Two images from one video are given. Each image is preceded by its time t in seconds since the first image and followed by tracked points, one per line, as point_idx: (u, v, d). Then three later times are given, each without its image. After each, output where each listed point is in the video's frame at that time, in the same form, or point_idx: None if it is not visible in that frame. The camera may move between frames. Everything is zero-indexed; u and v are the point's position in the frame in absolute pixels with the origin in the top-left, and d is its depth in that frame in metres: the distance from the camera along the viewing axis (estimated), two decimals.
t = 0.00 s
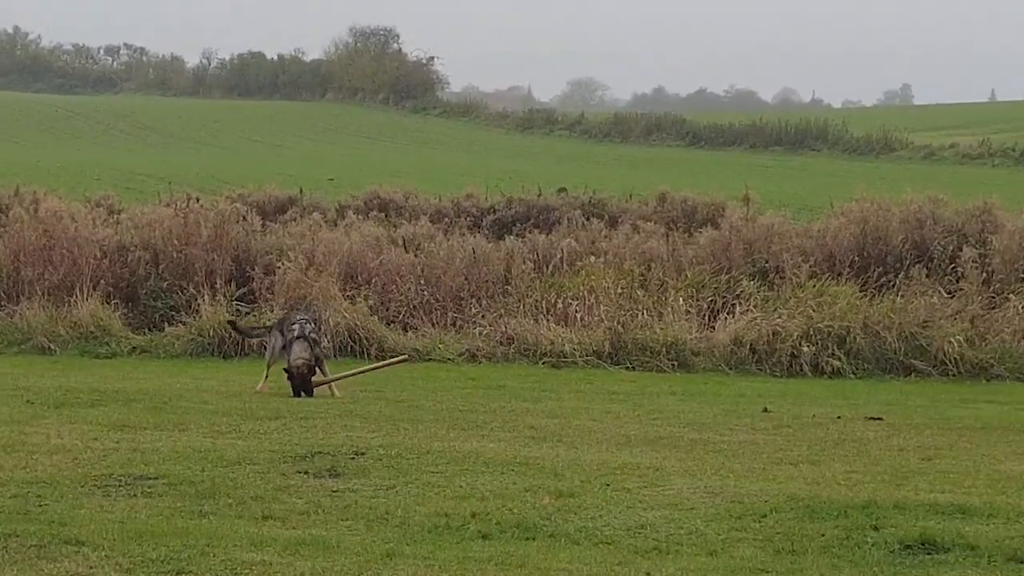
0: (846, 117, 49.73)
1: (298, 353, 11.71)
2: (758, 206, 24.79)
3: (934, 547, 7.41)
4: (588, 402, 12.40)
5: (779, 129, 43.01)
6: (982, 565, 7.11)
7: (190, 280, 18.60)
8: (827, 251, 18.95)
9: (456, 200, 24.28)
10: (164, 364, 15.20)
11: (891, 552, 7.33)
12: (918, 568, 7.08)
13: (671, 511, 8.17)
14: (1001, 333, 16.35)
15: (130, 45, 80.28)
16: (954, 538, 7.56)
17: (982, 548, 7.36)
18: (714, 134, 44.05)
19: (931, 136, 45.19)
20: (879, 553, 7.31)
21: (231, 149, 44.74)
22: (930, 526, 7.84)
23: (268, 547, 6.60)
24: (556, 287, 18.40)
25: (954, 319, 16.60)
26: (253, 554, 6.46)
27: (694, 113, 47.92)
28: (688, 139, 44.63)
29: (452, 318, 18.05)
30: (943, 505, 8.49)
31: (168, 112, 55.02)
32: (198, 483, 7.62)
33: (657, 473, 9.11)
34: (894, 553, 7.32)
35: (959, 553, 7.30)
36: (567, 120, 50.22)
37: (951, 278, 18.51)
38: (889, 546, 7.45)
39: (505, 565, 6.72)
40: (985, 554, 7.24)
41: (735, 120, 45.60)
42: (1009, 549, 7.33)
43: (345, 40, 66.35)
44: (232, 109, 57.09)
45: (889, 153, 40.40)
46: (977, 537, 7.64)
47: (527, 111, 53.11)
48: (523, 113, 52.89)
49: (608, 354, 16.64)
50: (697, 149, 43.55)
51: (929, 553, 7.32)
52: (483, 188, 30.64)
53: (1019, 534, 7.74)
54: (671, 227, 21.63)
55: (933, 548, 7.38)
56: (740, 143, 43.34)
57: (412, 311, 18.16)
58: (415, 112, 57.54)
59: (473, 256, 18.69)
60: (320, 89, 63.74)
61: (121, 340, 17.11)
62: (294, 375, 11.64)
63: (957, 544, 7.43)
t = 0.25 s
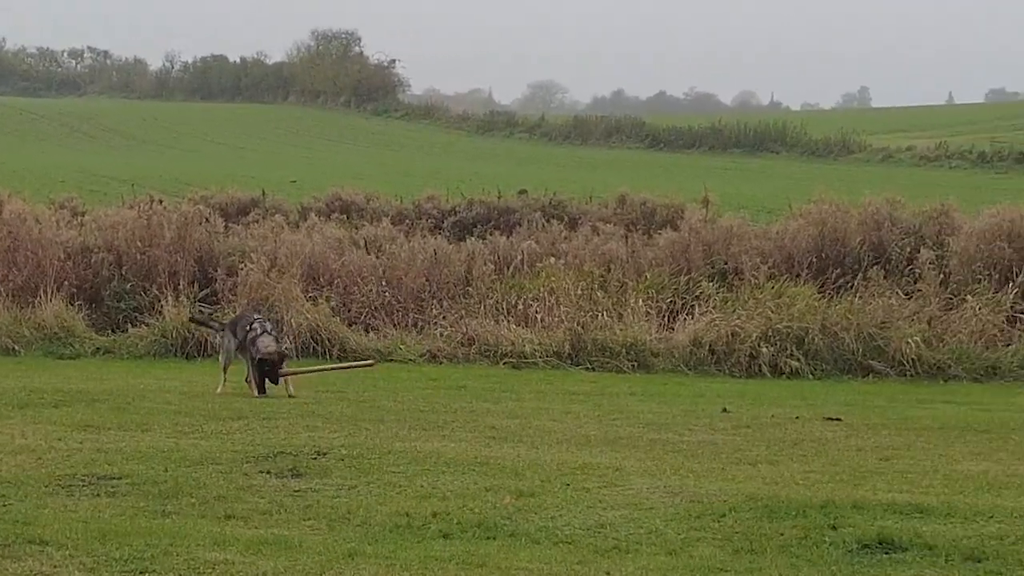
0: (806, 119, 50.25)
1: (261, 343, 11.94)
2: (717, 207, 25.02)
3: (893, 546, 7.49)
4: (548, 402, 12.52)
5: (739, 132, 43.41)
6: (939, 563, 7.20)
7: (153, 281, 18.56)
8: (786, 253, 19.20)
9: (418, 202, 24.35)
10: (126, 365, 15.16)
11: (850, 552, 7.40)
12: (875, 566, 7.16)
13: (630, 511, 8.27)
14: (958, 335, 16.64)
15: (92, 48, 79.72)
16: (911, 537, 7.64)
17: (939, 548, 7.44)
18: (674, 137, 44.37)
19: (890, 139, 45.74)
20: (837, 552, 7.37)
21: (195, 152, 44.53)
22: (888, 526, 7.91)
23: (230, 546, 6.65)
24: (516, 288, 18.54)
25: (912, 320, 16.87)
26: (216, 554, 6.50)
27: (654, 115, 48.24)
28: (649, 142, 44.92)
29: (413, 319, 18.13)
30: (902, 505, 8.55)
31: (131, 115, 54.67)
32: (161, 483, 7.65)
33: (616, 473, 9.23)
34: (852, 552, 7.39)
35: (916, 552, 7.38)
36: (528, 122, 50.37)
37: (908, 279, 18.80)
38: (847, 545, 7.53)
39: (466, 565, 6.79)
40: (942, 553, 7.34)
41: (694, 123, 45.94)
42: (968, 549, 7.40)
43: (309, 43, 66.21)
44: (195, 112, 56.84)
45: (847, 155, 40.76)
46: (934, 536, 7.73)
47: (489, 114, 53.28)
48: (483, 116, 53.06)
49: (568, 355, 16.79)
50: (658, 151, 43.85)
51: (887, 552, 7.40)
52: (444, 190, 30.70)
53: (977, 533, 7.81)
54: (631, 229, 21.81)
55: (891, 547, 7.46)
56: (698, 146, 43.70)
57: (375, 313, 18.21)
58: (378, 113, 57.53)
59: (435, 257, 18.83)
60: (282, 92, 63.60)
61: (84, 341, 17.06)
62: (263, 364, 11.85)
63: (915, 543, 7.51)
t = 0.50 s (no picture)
0: (764, 122, 50.76)
1: (239, 335, 12.15)
2: (676, 208, 25.23)
3: (850, 546, 7.63)
4: (509, 403, 12.64)
5: (698, 135, 43.83)
6: (896, 563, 7.32)
7: (116, 283, 18.47)
8: (744, 254, 19.45)
9: (379, 204, 24.38)
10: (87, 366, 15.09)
11: (808, 551, 7.53)
12: (832, 566, 7.29)
13: (589, 510, 8.39)
14: (915, 336, 16.93)
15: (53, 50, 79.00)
16: (868, 537, 7.78)
17: (896, 547, 7.58)
18: (633, 140, 44.67)
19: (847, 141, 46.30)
20: (795, 552, 7.50)
21: (156, 154, 44.29)
22: (845, 526, 8.04)
23: (193, 546, 6.69)
24: (476, 289, 18.65)
25: (869, 321, 17.14)
26: (178, 553, 6.54)
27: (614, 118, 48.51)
28: (608, 144, 45.18)
29: (374, 321, 18.15)
30: (860, 504, 8.67)
31: (91, 117, 54.27)
32: (123, 483, 7.67)
33: (576, 473, 9.34)
34: (810, 552, 7.53)
35: (873, 552, 7.52)
36: (489, 125, 50.50)
37: (865, 280, 19.09)
38: (805, 545, 7.67)
39: (427, 564, 6.87)
40: (898, 552, 7.47)
41: (653, 125, 46.25)
42: (924, 548, 7.53)
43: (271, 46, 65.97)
44: (157, 114, 56.52)
45: (805, 157, 41.24)
46: (892, 536, 7.86)
47: (450, 116, 53.36)
48: (444, 119, 53.17)
49: (529, 356, 16.91)
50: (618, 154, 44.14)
51: (845, 552, 7.54)
52: (405, 192, 30.73)
53: (934, 533, 7.94)
54: (590, 231, 21.99)
55: (849, 547, 7.60)
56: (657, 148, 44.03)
57: (336, 314, 18.20)
58: (340, 116, 57.32)
59: (396, 259, 18.90)
60: (244, 96, 63.30)
61: (48, 341, 16.96)
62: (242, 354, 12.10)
63: (872, 543, 7.66)
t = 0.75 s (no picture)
0: (722, 125, 51.23)
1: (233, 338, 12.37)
2: (634, 211, 25.45)
3: (807, 546, 7.77)
4: (470, 403, 12.75)
5: (656, 138, 44.17)
6: (854, 563, 7.44)
7: (79, 285, 18.38)
8: (703, 256, 19.68)
9: (340, 206, 24.40)
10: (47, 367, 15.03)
11: (766, 550, 7.67)
12: (789, 565, 7.41)
13: (549, 510, 8.50)
14: (872, 338, 17.18)
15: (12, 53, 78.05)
16: (825, 537, 7.91)
17: (852, 547, 7.71)
18: (593, 142, 44.93)
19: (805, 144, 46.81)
20: (753, 552, 7.63)
21: (117, 156, 44.01)
22: (803, 526, 8.17)
23: (156, 545, 6.73)
24: (437, 290, 18.75)
25: (826, 322, 17.40)
26: (141, 553, 6.59)
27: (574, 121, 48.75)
28: (568, 147, 45.38)
29: (335, 322, 18.17)
30: (818, 505, 8.78)
31: (50, 120, 53.80)
32: (87, 483, 7.70)
33: (536, 473, 9.46)
34: (767, 552, 7.66)
35: (829, 551, 7.65)
36: (449, 128, 50.55)
37: (822, 282, 19.37)
38: (763, 544, 7.80)
39: (389, 564, 6.95)
40: (854, 552, 7.61)
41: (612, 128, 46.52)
42: (881, 548, 7.65)
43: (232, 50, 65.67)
44: (117, 117, 56.12)
45: (763, 159, 41.66)
46: (848, 535, 7.99)
47: (412, 119, 53.39)
48: (405, 122, 53.19)
49: (489, 357, 17.02)
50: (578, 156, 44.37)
51: (801, 551, 7.67)
52: (366, 194, 30.78)
53: (890, 532, 8.06)
54: (549, 233, 22.14)
55: (806, 547, 7.73)
56: (616, 151, 44.32)
57: (298, 315, 18.21)
58: (300, 119, 57.10)
59: (357, 261, 18.94)
60: (206, 98, 62.88)
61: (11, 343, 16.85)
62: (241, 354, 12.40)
63: (829, 543, 7.80)
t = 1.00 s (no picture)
0: (681, 128, 51.64)
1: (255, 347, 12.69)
2: (593, 213, 25.65)
3: (764, 545, 7.77)
4: (430, 403, 12.82)
5: (615, 141, 44.45)
6: (811, 562, 7.43)
7: (42, 286, 18.43)
8: (661, 258, 19.90)
9: (302, 208, 24.39)
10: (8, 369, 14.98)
11: (724, 550, 7.69)
12: (746, 565, 7.43)
13: (508, 510, 8.59)
14: (829, 338, 17.39)
15: None
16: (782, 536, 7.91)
17: (810, 546, 7.70)
18: (552, 145, 45.13)
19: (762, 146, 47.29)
20: (711, 552, 7.63)
21: (75, 158, 43.69)
22: (760, 526, 8.16)
23: (119, 545, 6.78)
24: (397, 292, 18.85)
25: (783, 323, 17.65)
26: (104, 552, 6.64)
27: (532, 123, 48.97)
28: (527, 149, 45.54)
29: (296, 324, 18.19)
30: (776, 504, 8.72)
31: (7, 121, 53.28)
32: (50, 483, 7.73)
33: (496, 473, 9.57)
34: (725, 551, 7.68)
35: (787, 551, 7.65)
36: (410, 130, 50.57)
37: (780, 283, 19.64)
38: (720, 544, 7.81)
39: (349, 563, 7.01)
40: (812, 552, 7.60)
41: (571, 131, 46.78)
42: (838, 547, 7.65)
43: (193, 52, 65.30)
44: (75, 119, 55.67)
45: (720, 162, 42.05)
46: (805, 535, 7.98)
47: (372, 122, 53.37)
48: (365, 124, 53.13)
49: (448, 358, 17.14)
50: (538, 159, 44.56)
51: (758, 551, 7.67)
52: (327, 196, 30.77)
53: (848, 532, 8.03)
54: (509, 235, 22.26)
55: (763, 547, 7.73)
56: (575, 154, 44.54)
57: (259, 317, 18.23)
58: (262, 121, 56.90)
59: (318, 262, 18.94)
60: (167, 101, 62.45)
61: None
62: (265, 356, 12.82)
63: (786, 542, 7.79)
